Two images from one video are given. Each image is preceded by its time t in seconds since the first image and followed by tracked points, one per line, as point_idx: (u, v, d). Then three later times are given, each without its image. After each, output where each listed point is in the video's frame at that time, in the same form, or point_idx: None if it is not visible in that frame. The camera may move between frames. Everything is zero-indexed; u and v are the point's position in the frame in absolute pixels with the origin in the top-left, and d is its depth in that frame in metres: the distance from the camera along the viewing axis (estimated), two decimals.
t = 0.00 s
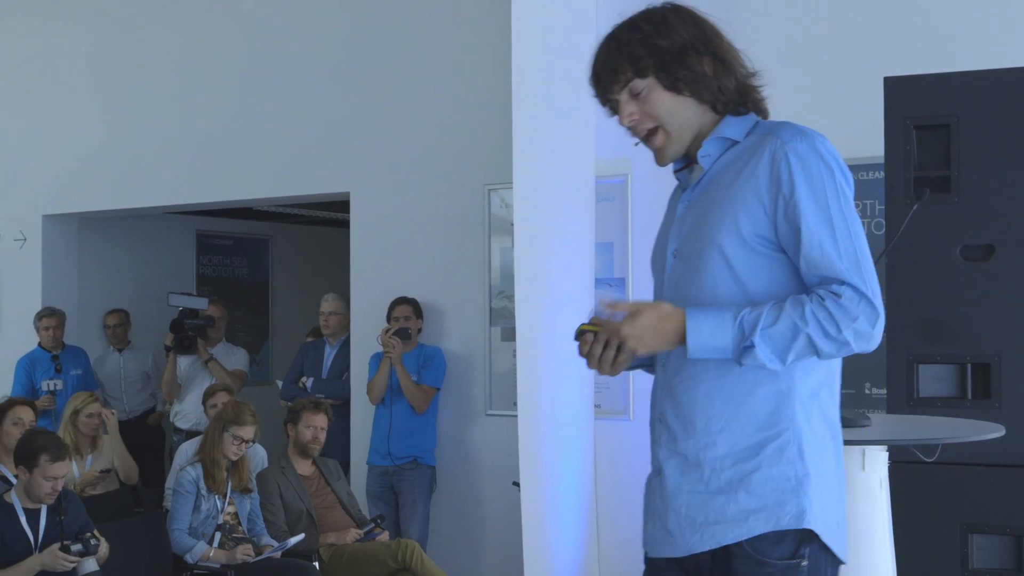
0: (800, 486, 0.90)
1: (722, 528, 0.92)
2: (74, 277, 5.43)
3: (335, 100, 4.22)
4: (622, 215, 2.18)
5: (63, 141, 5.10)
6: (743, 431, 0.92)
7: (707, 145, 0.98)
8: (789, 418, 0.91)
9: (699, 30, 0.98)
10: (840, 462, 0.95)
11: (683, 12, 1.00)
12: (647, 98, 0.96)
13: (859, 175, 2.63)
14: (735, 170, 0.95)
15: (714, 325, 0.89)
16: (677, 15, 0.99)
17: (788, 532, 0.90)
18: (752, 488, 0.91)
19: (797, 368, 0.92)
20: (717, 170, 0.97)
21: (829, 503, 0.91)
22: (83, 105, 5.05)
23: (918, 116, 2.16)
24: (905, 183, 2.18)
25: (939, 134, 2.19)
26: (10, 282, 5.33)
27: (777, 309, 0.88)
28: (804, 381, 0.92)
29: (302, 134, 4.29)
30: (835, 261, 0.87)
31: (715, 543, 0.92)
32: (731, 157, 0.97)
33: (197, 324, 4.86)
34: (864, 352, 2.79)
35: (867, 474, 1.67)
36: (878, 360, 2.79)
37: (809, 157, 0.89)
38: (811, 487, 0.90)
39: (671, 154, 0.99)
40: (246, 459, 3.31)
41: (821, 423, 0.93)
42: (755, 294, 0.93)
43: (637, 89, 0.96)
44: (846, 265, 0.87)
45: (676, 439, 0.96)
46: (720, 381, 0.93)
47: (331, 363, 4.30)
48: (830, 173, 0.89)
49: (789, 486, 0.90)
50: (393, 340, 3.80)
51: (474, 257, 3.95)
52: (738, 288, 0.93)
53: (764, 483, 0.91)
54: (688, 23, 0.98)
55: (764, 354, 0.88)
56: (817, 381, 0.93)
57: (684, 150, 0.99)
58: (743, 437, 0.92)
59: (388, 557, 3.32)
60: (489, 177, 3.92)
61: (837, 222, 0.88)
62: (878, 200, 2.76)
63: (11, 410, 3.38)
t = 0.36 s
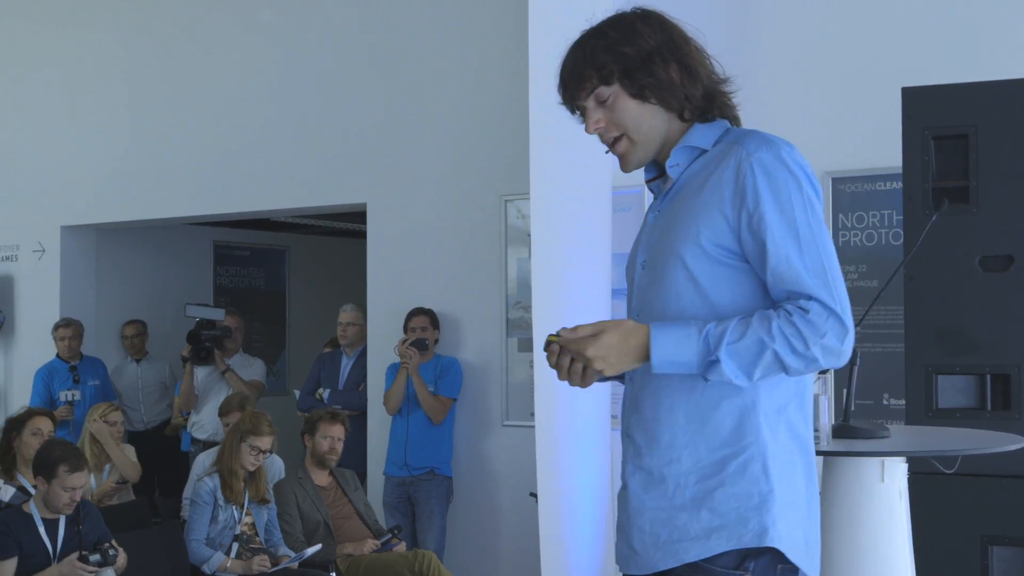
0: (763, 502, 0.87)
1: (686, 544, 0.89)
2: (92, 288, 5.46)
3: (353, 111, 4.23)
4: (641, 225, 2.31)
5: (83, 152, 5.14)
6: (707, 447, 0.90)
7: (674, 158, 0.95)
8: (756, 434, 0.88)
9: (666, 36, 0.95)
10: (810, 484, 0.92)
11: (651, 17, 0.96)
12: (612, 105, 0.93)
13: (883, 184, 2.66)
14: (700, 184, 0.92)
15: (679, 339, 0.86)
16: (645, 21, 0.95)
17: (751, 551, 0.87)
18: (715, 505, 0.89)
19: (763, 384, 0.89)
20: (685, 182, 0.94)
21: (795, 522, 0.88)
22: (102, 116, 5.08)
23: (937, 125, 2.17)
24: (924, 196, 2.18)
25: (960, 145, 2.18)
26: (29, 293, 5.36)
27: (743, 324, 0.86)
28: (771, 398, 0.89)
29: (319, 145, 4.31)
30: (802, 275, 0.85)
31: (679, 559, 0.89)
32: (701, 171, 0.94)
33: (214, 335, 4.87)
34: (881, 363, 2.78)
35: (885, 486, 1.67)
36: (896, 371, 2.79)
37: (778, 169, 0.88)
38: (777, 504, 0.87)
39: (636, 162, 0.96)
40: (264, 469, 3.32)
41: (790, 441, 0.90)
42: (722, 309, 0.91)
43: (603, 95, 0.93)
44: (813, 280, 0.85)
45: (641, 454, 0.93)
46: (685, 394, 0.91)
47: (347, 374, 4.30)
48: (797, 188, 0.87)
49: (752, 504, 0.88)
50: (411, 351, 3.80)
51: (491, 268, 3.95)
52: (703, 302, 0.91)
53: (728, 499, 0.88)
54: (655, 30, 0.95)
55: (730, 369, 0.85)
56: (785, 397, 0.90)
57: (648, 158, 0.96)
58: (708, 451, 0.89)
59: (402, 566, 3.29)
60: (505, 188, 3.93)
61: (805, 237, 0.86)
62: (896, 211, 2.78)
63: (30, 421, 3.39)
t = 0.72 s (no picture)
0: (697, 507, 0.84)
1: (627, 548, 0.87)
2: (105, 291, 5.47)
3: (367, 114, 4.23)
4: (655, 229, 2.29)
5: (96, 155, 5.15)
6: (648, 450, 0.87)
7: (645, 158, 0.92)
8: (695, 434, 0.85)
9: (644, 29, 0.91)
10: (769, 489, 0.87)
11: (635, 12, 0.93)
12: (583, 103, 0.91)
13: (895, 187, 2.84)
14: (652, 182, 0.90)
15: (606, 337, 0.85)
16: (625, 16, 0.92)
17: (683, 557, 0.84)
18: (653, 509, 0.86)
19: (706, 385, 0.86)
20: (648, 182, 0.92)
21: (736, 528, 0.85)
22: (115, 119, 5.09)
23: (952, 128, 2.17)
24: (938, 198, 2.17)
25: (972, 147, 2.18)
26: (42, 296, 5.37)
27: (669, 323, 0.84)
28: (716, 399, 0.86)
29: (331, 147, 4.31)
30: (719, 268, 0.83)
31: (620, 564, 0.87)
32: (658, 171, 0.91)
33: (226, 338, 4.87)
34: (896, 367, 2.86)
35: (899, 490, 1.67)
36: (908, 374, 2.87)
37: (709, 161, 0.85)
38: (711, 510, 0.84)
39: (614, 161, 0.93)
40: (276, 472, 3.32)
41: (740, 445, 0.86)
42: (670, 309, 0.88)
43: (578, 94, 0.91)
44: (732, 274, 0.82)
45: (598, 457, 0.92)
46: (631, 396, 0.88)
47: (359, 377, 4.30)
48: (728, 179, 0.84)
49: (687, 509, 0.85)
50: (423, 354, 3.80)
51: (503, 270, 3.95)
52: (649, 301, 0.89)
53: (665, 504, 0.86)
54: (632, 24, 0.92)
55: (647, 367, 0.83)
56: (734, 399, 0.87)
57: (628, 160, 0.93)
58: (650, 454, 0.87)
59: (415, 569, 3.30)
60: (517, 191, 3.93)
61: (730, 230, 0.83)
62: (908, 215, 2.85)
63: (42, 424, 3.39)
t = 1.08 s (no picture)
0: (610, 519, 0.89)
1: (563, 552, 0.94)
2: (120, 291, 5.49)
3: (382, 115, 4.24)
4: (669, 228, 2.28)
5: (111, 156, 5.18)
6: (583, 460, 0.92)
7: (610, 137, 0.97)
8: (617, 444, 0.90)
9: (636, 14, 0.92)
10: (702, 500, 0.89)
11: None
12: (562, 77, 0.96)
13: (911, 185, 2.83)
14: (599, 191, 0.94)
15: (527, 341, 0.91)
16: None
17: (592, 568, 0.89)
18: (577, 517, 0.91)
19: (630, 395, 0.90)
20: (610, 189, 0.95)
21: (651, 538, 0.88)
22: (130, 120, 5.11)
23: (968, 127, 2.17)
24: (954, 198, 2.16)
25: (989, 147, 2.17)
26: (58, 296, 5.40)
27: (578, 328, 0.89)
28: (642, 410, 0.90)
29: (345, 147, 4.32)
30: (614, 272, 0.85)
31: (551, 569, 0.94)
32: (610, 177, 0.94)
33: (241, 338, 4.88)
34: (910, 368, 2.87)
35: (916, 490, 1.66)
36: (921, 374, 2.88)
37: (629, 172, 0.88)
38: (620, 521, 0.88)
39: (590, 135, 0.99)
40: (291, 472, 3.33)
41: (666, 455, 0.89)
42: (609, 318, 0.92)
43: (560, 68, 0.96)
44: (624, 278, 0.84)
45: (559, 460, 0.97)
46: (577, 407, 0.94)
47: (374, 377, 4.31)
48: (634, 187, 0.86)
49: (601, 521, 0.89)
50: (438, 353, 3.81)
51: (516, 270, 3.95)
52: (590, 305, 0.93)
53: (588, 511, 0.90)
54: (627, 6, 0.92)
55: (547, 371, 0.88)
56: (663, 410, 0.90)
57: (598, 137, 0.98)
58: (582, 463, 0.92)
59: (429, 568, 3.29)
60: (531, 191, 3.92)
61: (627, 237, 0.85)
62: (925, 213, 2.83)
63: (58, 424, 3.39)
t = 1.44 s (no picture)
0: (589, 548, 0.89)
1: None
2: (133, 310, 5.50)
3: (397, 134, 4.26)
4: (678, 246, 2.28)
5: (123, 176, 5.20)
6: (565, 489, 0.92)
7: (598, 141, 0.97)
8: (596, 472, 0.90)
9: (630, 25, 0.91)
10: (682, 525, 0.88)
11: None
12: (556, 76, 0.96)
13: (927, 204, 3.17)
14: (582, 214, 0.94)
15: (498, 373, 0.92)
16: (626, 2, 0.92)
17: None
18: (560, 547, 0.92)
19: (608, 422, 0.90)
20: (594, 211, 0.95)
21: (630, 567, 0.88)
22: (143, 139, 5.13)
23: (982, 143, 2.16)
24: (967, 215, 2.16)
25: (1003, 163, 2.16)
26: (71, 315, 5.41)
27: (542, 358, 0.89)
28: (619, 435, 0.89)
29: (359, 166, 4.34)
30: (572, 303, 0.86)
31: None
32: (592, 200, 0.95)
33: (254, 357, 4.89)
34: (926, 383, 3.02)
35: (932, 509, 1.69)
36: (935, 389, 3.02)
37: (588, 199, 0.89)
38: (597, 551, 0.88)
39: (578, 139, 0.99)
40: (304, 491, 3.33)
41: (645, 482, 0.89)
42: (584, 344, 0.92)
43: (555, 66, 0.96)
44: (580, 309, 0.85)
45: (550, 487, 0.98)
46: (560, 437, 0.94)
47: (386, 396, 4.32)
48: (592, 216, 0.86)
49: (581, 551, 0.90)
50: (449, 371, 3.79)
51: (528, 287, 3.94)
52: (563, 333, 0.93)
53: (569, 540, 0.91)
54: (622, 13, 0.92)
55: (509, 402, 0.89)
56: (640, 435, 0.89)
57: (586, 139, 0.98)
58: (564, 491, 0.92)
59: None
60: (543, 209, 3.91)
61: (584, 267, 0.86)
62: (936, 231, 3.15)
63: (71, 444, 3.41)
